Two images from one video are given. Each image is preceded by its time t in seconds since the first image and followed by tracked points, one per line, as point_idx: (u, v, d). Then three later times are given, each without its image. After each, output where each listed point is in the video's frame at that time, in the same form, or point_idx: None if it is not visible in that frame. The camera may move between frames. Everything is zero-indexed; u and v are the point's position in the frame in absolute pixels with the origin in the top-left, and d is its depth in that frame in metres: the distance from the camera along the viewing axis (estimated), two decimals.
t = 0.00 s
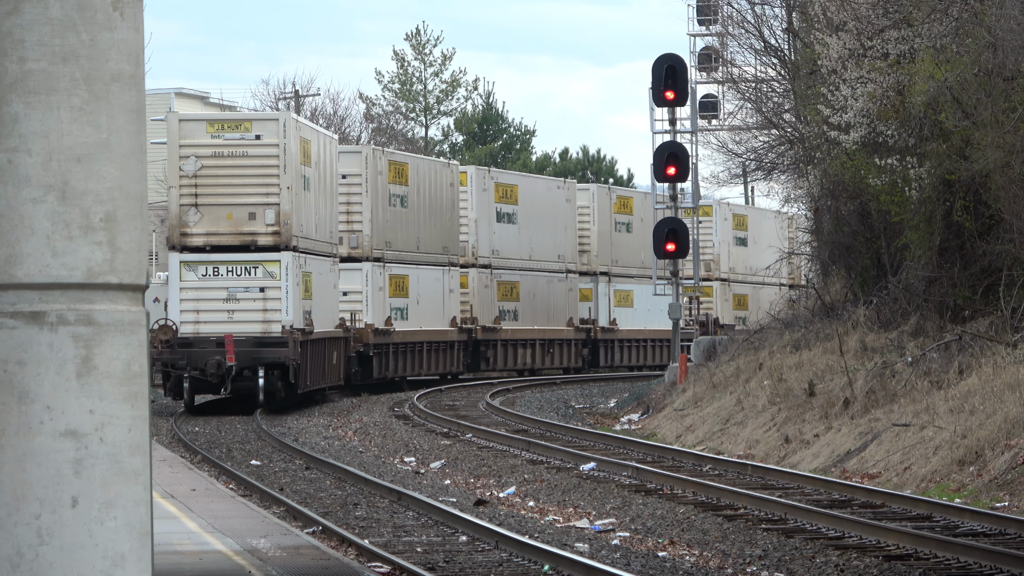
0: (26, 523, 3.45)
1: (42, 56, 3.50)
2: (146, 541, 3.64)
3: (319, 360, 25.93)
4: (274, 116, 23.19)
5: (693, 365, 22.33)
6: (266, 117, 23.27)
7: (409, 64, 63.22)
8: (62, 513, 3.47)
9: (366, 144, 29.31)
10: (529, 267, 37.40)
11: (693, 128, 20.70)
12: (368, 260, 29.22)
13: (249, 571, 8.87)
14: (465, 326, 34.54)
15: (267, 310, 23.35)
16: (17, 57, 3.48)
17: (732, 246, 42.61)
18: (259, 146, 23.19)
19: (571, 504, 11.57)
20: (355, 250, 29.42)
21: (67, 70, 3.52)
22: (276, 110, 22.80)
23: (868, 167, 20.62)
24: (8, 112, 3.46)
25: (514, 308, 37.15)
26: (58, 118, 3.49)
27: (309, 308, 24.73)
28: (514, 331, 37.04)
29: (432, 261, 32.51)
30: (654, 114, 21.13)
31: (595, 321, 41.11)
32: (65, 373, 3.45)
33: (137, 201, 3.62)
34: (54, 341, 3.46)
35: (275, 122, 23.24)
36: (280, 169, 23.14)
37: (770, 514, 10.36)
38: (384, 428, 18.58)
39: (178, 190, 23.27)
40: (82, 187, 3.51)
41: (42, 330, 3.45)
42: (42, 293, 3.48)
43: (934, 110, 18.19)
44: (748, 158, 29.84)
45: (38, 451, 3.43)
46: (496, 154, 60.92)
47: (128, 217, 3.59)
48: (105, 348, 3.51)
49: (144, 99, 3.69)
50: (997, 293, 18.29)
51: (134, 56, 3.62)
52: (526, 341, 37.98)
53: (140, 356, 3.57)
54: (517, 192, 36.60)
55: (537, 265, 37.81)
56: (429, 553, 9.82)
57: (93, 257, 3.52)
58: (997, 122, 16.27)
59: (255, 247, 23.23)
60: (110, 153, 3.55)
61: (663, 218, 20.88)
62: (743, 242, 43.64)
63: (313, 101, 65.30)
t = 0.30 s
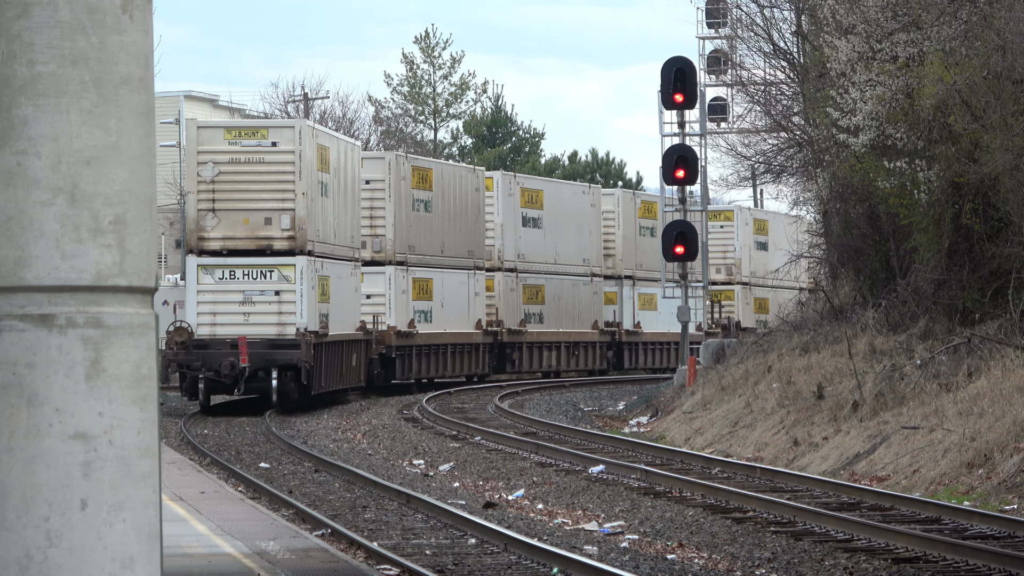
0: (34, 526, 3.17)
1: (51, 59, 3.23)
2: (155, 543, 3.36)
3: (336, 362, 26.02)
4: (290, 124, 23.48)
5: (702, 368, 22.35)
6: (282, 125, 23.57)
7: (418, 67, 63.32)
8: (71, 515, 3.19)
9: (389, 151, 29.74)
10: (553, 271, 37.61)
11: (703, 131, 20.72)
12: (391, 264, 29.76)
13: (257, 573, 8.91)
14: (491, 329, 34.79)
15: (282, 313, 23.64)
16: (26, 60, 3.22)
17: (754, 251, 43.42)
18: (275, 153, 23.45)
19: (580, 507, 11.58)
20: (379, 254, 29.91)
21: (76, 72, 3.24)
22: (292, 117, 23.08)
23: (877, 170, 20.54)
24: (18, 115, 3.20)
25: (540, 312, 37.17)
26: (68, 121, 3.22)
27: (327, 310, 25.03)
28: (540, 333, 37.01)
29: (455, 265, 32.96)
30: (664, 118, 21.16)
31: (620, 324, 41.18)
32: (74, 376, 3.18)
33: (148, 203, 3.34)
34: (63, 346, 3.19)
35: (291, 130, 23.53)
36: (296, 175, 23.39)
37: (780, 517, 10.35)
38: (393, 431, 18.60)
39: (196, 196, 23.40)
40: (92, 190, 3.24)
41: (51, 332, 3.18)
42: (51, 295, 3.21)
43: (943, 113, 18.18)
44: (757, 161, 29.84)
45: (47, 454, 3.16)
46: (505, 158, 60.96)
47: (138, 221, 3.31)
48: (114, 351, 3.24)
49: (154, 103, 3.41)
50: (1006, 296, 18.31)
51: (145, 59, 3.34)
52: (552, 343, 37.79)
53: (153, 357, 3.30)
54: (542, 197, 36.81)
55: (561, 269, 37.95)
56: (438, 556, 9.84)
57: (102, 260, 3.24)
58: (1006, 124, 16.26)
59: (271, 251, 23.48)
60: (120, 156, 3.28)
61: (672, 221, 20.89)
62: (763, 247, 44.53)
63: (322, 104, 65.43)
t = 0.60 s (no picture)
0: (41, 527, 3.17)
1: (58, 59, 3.23)
2: (163, 545, 3.36)
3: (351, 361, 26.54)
4: (304, 128, 23.90)
5: (709, 369, 22.36)
6: (296, 129, 23.99)
7: (425, 68, 63.32)
8: (78, 516, 3.19)
9: (410, 154, 30.11)
10: (578, 272, 38.04)
11: (710, 132, 20.71)
12: (413, 266, 29.99)
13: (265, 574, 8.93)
14: (515, 329, 35.27)
15: (296, 313, 24.12)
16: (33, 60, 3.22)
17: (773, 252, 44.85)
18: (289, 156, 23.90)
19: (587, 508, 11.58)
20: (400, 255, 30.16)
21: (83, 72, 3.25)
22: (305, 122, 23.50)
23: (884, 171, 20.57)
24: (24, 115, 3.20)
25: (564, 312, 37.64)
26: (75, 121, 3.23)
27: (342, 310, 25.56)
28: (563, 334, 37.48)
29: (478, 267, 33.12)
30: (670, 118, 21.16)
31: (643, 325, 41.66)
32: (81, 377, 3.19)
33: (154, 204, 3.35)
34: (69, 346, 3.19)
35: (304, 134, 23.96)
36: (309, 178, 23.83)
37: (787, 518, 10.34)
38: (400, 431, 18.62)
39: (212, 199, 23.97)
40: (99, 191, 3.25)
41: (58, 333, 3.19)
42: (58, 295, 3.21)
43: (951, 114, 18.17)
44: (764, 162, 29.82)
45: (53, 455, 3.16)
46: (512, 159, 60.94)
47: (145, 221, 3.32)
48: (121, 351, 3.25)
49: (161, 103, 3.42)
50: (1013, 297, 18.30)
51: (151, 59, 3.35)
52: (576, 344, 38.19)
53: (160, 358, 3.31)
54: (565, 200, 37.12)
55: (585, 270, 38.32)
56: (446, 556, 9.85)
57: (110, 260, 3.25)
58: (1013, 125, 16.23)
59: (285, 253, 23.97)
60: (127, 156, 3.29)
61: (679, 222, 20.86)
62: (782, 248, 46.03)
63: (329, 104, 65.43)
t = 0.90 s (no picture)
0: (46, 526, 3.28)
1: (62, 59, 3.33)
2: (165, 542, 3.47)
3: (365, 359, 26.82)
4: (317, 131, 24.20)
5: (713, 368, 22.37)
6: (309, 132, 24.32)
7: (429, 67, 63.29)
8: (82, 514, 3.29)
9: (429, 156, 30.61)
10: (598, 272, 38.57)
11: (714, 131, 20.72)
12: (431, 266, 30.49)
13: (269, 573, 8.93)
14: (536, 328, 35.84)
15: (308, 312, 24.35)
16: (37, 59, 3.31)
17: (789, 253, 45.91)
18: (302, 158, 24.20)
19: (591, 507, 11.59)
20: (420, 256, 30.65)
21: (87, 72, 3.35)
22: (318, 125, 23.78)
23: (888, 170, 20.54)
24: (29, 114, 3.29)
25: (584, 311, 38.20)
26: (79, 120, 3.32)
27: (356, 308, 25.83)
28: (584, 332, 38.02)
29: (497, 267, 33.61)
30: (675, 118, 21.17)
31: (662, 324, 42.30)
32: (86, 374, 3.28)
33: (158, 204, 3.45)
34: (74, 342, 3.29)
35: (317, 136, 24.24)
36: (322, 180, 24.10)
37: (788, 515, 10.39)
38: (404, 430, 18.62)
39: (227, 200, 24.25)
40: (103, 189, 3.35)
41: (63, 330, 3.28)
42: (62, 294, 3.31)
43: (955, 113, 18.17)
44: (769, 161, 29.80)
45: (58, 453, 3.26)
46: (516, 158, 60.90)
47: (149, 220, 3.42)
48: (125, 349, 3.34)
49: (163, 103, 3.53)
50: (1018, 296, 18.28)
51: (154, 59, 3.46)
52: (597, 342, 38.65)
53: (163, 356, 3.40)
54: (586, 201, 37.66)
55: (604, 270, 38.82)
56: (449, 555, 9.88)
57: (113, 259, 3.35)
58: (1017, 124, 16.20)
59: (298, 253, 24.20)
60: (132, 156, 3.39)
61: (685, 221, 20.90)
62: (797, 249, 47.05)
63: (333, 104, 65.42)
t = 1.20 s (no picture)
0: (47, 522, 3.23)
1: (65, 54, 3.28)
2: (170, 539, 3.43)
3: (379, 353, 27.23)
4: (329, 131, 24.79)
5: (716, 365, 22.37)
6: (321, 132, 24.89)
7: (432, 64, 63.25)
8: (85, 511, 3.25)
9: (448, 156, 30.98)
10: (619, 271, 38.99)
11: (717, 128, 20.68)
12: (450, 264, 30.91)
13: (272, 570, 8.95)
14: (557, 325, 36.35)
15: (320, 309, 24.93)
16: (40, 55, 3.26)
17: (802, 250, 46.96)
18: (315, 159, 24.80)
19: (594, 504, 11.60)
20: (439, 254, 31.09)
21: (90, 68, 3.30)
22: (330, 126, 24.36)
23: (892, 167, 20.52)
24: (32, 111, 3.24)
25: (605, 309, 38.62)
26: (82, 117, 3.27)
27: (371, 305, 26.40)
28: (604, 330, 38.48)
29: (518, 266, 34.22)
30: (678, 115, 21.15)
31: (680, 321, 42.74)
32: (88, 372, 3.23)
33: (163, 200, 3.40)
34: (77, 341, 3.24)
35: (329, 137, 24.83)
36: (334, 180, 24.68)
37: (794, 514, 10.35)
38: (407, 427, 18.65)
39: (241, 199, 24.91)
40: (106, 186, 3.30)
41: (66, 328, 3.23)
42: (64, 291, 3.26)
43: (958, 110, 18.16)
44: (772, 158, 29.84)
45: (60, 451, 3.22)
46: (519, 155, 60.94)
47: (152, 216, 3.37)
48: (128, 347, 3.29)
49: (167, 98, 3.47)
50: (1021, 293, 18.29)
51: (158, 55, 3.39)
52: (617, 339, 39.17)
53: (167, 353, 3.35)
54: (606, 200, 38.09)
55: (625, 268, 39.27)
56: (452, 552, 9.88)
57: (117, 256, 3.30)
58: (1021, 121, 16.19)
59: (310, 251, 24.78)
60: (135, 152, 3.34)
61: (687, 218, 20.88)
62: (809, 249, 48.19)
63: (336, 101, 65.39)
